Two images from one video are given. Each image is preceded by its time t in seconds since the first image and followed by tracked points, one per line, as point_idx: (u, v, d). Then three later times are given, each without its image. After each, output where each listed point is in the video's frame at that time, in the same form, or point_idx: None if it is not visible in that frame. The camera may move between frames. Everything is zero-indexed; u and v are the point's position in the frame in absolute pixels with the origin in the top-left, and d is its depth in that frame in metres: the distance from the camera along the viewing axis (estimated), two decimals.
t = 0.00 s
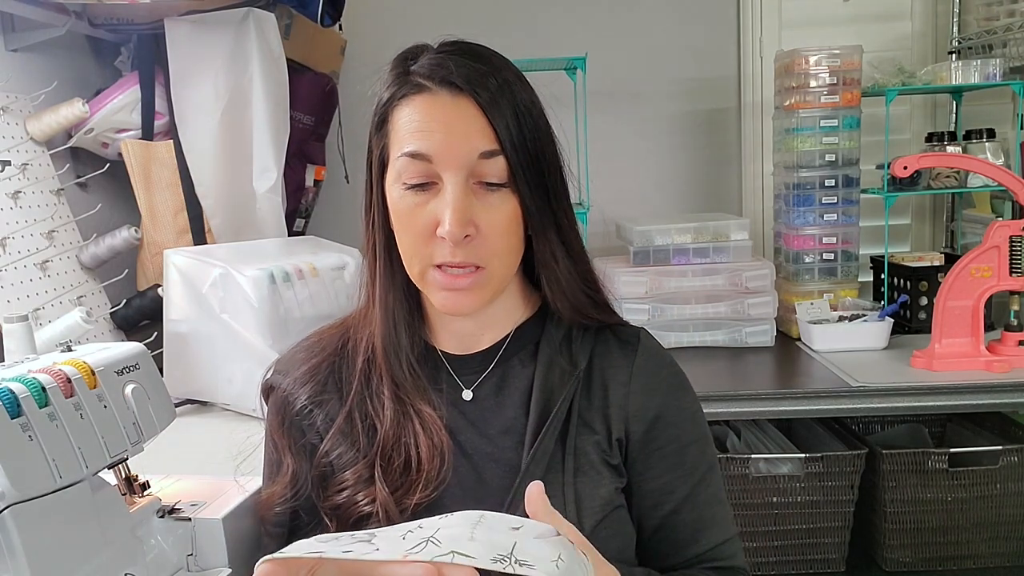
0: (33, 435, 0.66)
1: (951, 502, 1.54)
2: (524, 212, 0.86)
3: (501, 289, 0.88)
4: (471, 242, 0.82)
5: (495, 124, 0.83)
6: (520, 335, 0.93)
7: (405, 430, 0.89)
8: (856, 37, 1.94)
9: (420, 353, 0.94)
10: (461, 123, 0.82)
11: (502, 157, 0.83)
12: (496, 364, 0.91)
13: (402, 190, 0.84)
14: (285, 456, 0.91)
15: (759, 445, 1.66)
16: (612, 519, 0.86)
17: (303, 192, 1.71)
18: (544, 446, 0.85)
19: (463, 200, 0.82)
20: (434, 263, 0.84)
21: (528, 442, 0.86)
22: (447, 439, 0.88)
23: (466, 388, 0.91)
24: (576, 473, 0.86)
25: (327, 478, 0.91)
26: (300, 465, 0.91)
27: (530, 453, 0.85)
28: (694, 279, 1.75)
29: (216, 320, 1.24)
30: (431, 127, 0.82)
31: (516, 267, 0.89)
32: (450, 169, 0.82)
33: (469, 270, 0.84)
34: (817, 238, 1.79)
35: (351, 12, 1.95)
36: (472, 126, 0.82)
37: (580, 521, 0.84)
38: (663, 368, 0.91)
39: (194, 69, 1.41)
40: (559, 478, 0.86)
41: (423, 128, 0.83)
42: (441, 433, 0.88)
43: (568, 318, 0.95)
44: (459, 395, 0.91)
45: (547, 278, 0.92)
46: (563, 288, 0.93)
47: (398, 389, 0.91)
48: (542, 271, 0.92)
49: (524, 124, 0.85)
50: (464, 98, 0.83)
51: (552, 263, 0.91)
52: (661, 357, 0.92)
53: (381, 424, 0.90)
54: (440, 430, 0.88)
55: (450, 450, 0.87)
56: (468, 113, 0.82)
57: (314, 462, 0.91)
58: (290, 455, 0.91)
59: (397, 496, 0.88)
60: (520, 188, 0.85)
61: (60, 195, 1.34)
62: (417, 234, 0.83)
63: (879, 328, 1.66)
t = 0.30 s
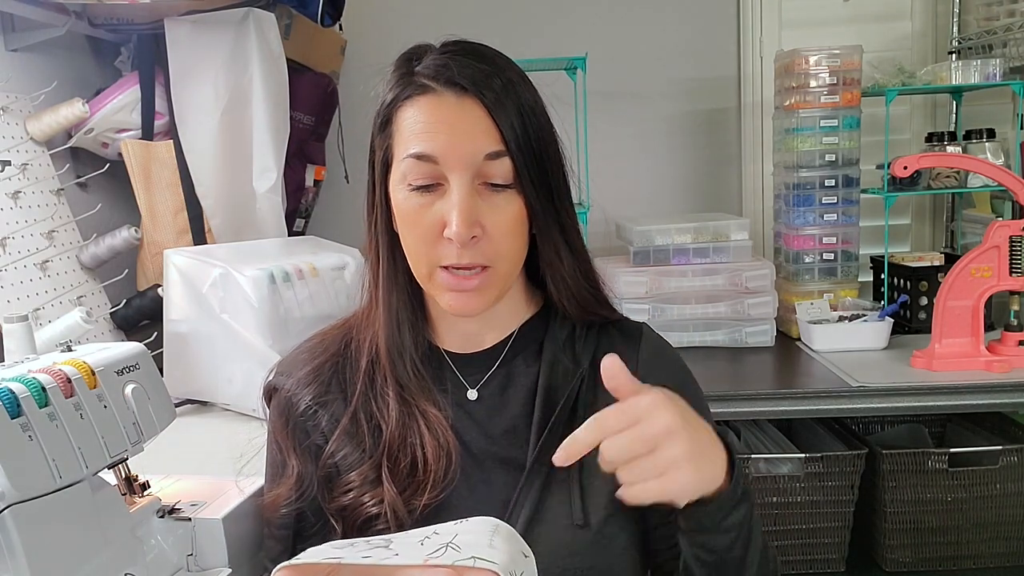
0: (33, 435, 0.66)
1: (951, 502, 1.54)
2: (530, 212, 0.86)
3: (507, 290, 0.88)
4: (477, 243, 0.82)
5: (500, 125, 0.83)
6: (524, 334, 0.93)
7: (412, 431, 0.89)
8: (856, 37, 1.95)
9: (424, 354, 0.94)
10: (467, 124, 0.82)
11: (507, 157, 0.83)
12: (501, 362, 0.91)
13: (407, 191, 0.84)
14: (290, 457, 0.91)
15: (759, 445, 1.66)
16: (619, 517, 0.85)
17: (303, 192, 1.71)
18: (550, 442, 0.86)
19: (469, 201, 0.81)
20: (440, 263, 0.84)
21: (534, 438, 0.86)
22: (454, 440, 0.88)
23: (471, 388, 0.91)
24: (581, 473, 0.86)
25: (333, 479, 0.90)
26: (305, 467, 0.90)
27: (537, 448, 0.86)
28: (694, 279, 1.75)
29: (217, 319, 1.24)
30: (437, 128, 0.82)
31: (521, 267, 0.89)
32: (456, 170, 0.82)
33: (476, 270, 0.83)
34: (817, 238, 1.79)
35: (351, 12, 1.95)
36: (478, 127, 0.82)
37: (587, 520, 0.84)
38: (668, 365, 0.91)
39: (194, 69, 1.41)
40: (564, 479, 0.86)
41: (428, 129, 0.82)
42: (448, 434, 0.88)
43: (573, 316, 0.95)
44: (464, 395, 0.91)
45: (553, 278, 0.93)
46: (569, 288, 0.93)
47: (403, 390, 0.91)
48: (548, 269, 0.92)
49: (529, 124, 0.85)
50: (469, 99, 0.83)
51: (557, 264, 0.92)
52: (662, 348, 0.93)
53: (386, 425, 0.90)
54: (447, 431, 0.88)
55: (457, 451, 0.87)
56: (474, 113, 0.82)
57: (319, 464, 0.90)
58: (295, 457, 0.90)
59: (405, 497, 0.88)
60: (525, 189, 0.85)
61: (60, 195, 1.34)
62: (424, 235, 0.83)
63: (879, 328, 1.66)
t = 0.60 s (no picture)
0: (33, 435, 0.66)
1: (951, 502, 1.54)
2: (529, 211, 0.86)
3: (505, 288, 0.88)
4: (475, 242, 0.82)
5: (497, 125, 0.82)
6: (525, 335, 0.93)
7: (414, 430, 0.88)
8: (856, 37, 1.95)
9: (426, 354, 0.94)
10: (464, 123, 0.82)
11: (505, 156, 0.83)
12: (502, 363, 0.91)
13: (405, 191, 0.84)
14: (291, 457, 0.90)
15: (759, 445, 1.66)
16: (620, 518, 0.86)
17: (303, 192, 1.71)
18: (551, 446, 0.86)
19: (467, 200, 0.82)
20: (439, 262, 0.84)
21: (536, 441, 0.86)
22: (456, 439, 0.87)
23: (472, 389, 0.91)
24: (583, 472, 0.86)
25: (335, 479, 0.90)
26: (306, 467, 0.89)
27: (538, 452, 0.85)
28: (694, 279, 1.75)
29: (217, 319, 1.24)
30: (434, 127, 0.82)
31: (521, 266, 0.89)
32: (453, 170, 0.82)
33: (475, 269, 0.84)
34: (817, 238, 1.79)
35: (351, 12, 1.95)
36: (475, 127, 0.82)
37: (591, 523, 0.84)
38: (667, 365, 0.92)
39: (194, 69, 1.41)
40: (566, 479, 0.86)
41: (425, 130, 0.82)
42: (450, 434, 0.88)
43: (574, 315, 0.95)
44: (465, 396, 0.91)
45: (553, 279, 0.93)
46: (570, 288, 0.93)
47: (405, 389, 0.91)
48: (548, 269, 0.92)
49: (527, 124, 0.85)
50: (465, 98, 0.83)
51: (557, 264, 0.92)
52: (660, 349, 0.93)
53: (388, 425, 0.90)
54: (448, 430, 0.88)
55: (459, 449, 0.87)
56: (470, 113, 0.82)
57: (321, 464, 0.90)
58: (297, 457, 0.90)
59: (407, 497, 0.87)
60: (523, 188, 0.85)
61: (60, 195, 1.34)
62: (421, 235, 0.83)
63: (879, 328, 1.66)
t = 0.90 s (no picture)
0: (33, 435, 0.66)
1: (951, 502, 1.54)
2: (528, 208, 0.86)
3: (505, 287, 0.88)
4: (475, 239, 0.82)
5: (495, 122, 0.83)
6: (525, 335, 0.93)
7: (413, 434, 0.89)
8: (856, 37, 1.95)
9: (425, 356, 0.94)
10: (461, 120, 0.82)
11: (503, 152, 0.83)
12: (501, 365, 0.91)
13: (403, 189, 0.84)
14: (290, 459, 0.90)
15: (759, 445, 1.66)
16: (619, 522, 0.86)
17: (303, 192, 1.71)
18: (550, 449, 0.85)
19: (465, 196, 0.82)
20: (436, 260, 0.84)
21: (534, 445, 0.86)
22: (455, 442, 0.88)
23: (471, 391, 0.91)
24: (581, 475, 0.86)
25: (333, 482, 0.90)
26: (305, 470, 0.90)
27: (536, 457, 0.85)
28: (694, 279, 1.75)
29: (218, 319, 1.24)
30: (431, 124, 0.82)
31: (520, 265, 0.89)
32: (451, 166, 0.82)
33: (473, 267, 0.84)
34: (817, 238, 1.79)
35: (351, 12, 1.95)
36: (473, 124, 0.82)
37: (590, 526, 0.84)
38: (666, 367, 0.91)
39: (194, 69, 1.41)
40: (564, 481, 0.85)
41: (422, 126, 0.82)
42: (449, 437, 0.88)
43: (575, 315, 0.95)
44: (464, 398, 0.91)
45: (554, 276, 0.92)
46: (570, 286, 0.93)
47: (404, 391, 0.91)
48: (548, 268, 0.92)
49: (525, 121, 0.85)
50: (463, 95, 0.83)
51: (558, 261, 0.92)
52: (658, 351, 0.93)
53: (387, 428, 0.90)
54: (448, 433, 0.88)
55: (458, 453, 0.87)
56: (468, 109, 0.82)
57: (319, 466, 0.90)
58: (296, 459, 0.90)
59: (405, 501, 0.87)
60: (523, 185, 0.85)
61: (60, 195, 1.34)
62: (420, 233, 0.83)
63: (879, 328, 1.66)
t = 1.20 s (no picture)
0: (33, 435, 0.66)
1: (951, 502, 1.54)
2: (519, 209, 0.86)
3: (499, 289, 0.88)
4: (464, 243, 0.82)
5: (481, 122, 0.82)
6: (522, 337, 0.92)
7: (406, 442, 0.89)
8: (856, 37, 1.95)
9: (420, 361, 0.94)
10: (446, 123, 0.82)
11: (490, 153, 0.83)
12: (497, 368, 0.91)
13: (391, 194, 0.84)
14: (283, 467, 0.91)
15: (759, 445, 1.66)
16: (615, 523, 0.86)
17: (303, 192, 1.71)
18: (545, 452, 0.86)
19: (453, 200, 0.82)
20: (427, 265, 0.84)
21: (529, 448, 0.86)
22: (448, 450, 0.88)
23: (467, 395, 0.91)
24: (576, 477, 0.86)
25: (326, 491, 0.90)
26: (298, 477, 0.90)
27: (531, 460, 0.85)
28: (694, 279, 1.75)
29: (216, 319, 1.24)
30: (417, 128, 0.82)
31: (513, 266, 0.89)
32: (438, 170, 0.82)
33: (464, 272, 0.83)
34: (817, 238, 1.79)
35: (351, 12, 1.95)
36: (458, 126, 0.82)
37: (583, 530, 0.85)
38: (665, 367, 0.90)
39: (194, 70, 1.41)
40: (558, 485, 0.86)
41: (407, 130, 0.83)
42: (441, 445, 0.88)
43: (571, 314, 0.94)
44: (460, 402, 0.91)
45: (546, 275, 0.92)
46: (564, 284, 0.93)
47: (397, 399, 0.91)
48: (543, 268, 0.92)
49: (513, 121, 0.84)
50: (447, 97, 0.82)
51: (551, 260, 0.91)
52: (658, 348, 0.93)
53: (380, 435, 0.90)
54: (441, 441, 0.88)
55: (450, 461, 0.88)
56: (453, 111, 0.82)
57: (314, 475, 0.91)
58: (289, 468, 0.91)
59: (398, 511, 0.87)
60: (512, 186, 0.85)
61: (60, 195, 1.34)
62: (410, 238, 0.83)
63: (879, 328, 1.66)
